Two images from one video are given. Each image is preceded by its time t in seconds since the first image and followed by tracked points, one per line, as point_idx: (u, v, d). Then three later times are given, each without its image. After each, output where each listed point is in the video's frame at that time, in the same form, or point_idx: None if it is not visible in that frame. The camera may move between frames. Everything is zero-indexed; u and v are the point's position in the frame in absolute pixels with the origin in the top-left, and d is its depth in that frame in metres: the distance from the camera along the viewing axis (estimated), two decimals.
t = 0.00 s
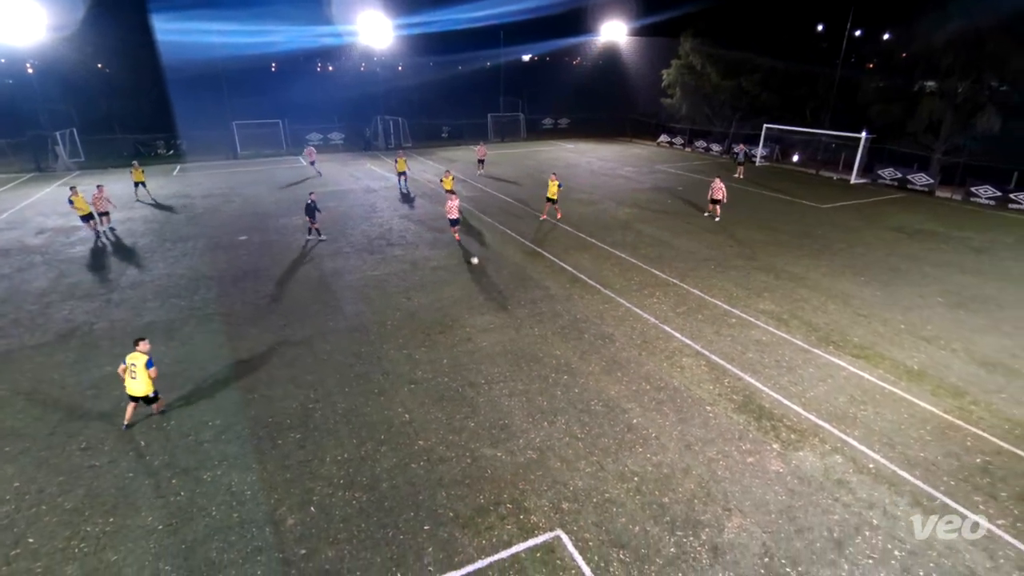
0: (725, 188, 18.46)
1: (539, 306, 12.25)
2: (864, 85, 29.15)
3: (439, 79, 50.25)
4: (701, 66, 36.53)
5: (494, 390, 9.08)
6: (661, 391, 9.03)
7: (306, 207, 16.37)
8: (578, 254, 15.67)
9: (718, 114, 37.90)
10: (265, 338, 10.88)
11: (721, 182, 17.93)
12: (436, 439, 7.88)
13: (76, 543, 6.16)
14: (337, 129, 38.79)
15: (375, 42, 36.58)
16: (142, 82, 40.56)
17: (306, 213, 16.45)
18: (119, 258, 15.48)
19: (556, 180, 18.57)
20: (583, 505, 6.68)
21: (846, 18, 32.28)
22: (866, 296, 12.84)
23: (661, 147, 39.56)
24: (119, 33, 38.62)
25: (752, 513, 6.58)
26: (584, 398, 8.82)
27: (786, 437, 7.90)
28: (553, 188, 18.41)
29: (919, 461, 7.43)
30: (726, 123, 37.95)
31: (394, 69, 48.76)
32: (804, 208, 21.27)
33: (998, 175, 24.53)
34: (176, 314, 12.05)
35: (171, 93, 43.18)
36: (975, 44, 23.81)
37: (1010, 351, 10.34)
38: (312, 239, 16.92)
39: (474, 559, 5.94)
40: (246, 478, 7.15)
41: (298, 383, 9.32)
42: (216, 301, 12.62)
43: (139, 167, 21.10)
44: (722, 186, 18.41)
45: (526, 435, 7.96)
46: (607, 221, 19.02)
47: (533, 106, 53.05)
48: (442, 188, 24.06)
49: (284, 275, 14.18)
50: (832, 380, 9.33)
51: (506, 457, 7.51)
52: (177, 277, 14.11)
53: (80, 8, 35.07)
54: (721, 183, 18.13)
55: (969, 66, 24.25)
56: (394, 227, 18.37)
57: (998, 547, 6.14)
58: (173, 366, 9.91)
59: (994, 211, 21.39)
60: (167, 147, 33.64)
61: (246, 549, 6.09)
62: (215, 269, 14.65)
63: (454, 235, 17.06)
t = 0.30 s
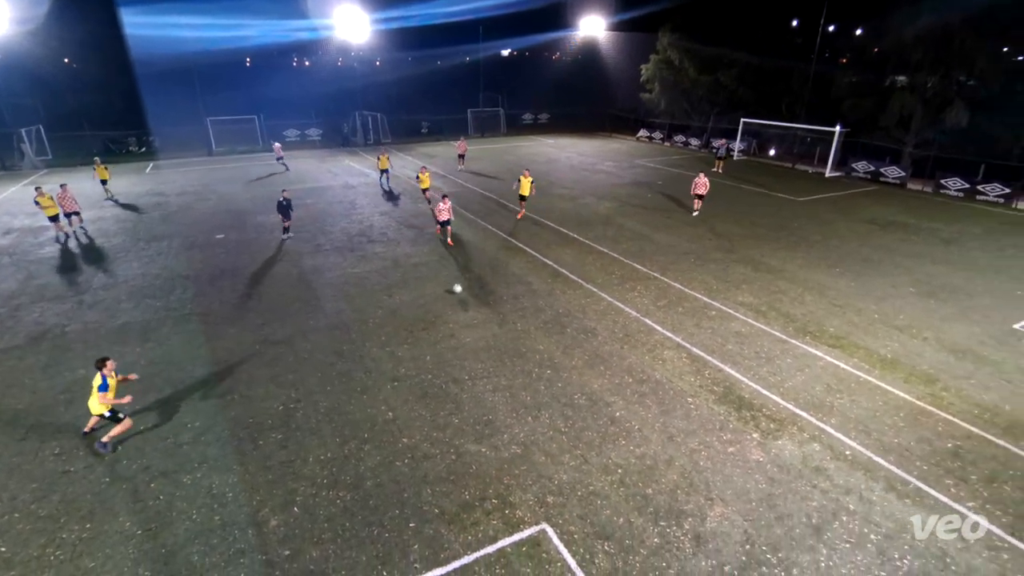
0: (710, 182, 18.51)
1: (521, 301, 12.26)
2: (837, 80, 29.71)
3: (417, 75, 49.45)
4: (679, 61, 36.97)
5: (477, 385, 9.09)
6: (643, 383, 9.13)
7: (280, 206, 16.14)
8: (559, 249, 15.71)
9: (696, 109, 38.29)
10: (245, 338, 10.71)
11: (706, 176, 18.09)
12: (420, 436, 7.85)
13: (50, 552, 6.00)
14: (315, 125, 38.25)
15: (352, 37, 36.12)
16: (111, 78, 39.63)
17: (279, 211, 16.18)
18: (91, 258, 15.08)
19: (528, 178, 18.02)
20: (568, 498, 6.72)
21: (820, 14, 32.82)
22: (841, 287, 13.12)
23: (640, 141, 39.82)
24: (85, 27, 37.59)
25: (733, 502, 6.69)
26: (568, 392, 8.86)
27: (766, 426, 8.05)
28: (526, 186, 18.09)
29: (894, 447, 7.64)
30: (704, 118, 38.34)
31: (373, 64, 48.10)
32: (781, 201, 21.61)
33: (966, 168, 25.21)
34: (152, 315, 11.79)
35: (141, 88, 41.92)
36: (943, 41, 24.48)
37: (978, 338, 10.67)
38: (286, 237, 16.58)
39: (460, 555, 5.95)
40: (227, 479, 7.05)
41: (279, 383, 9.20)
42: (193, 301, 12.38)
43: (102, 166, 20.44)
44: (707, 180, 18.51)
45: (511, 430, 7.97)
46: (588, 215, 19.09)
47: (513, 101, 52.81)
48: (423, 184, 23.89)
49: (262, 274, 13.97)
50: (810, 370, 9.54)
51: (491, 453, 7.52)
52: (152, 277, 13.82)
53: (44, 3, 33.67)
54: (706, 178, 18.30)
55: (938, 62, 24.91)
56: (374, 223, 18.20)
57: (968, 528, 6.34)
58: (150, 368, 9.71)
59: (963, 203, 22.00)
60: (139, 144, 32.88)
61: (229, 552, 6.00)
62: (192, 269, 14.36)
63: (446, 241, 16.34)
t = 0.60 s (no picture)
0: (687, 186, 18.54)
1: (498, 301, 12.26)
2: (803, 79, 30.46)
3: (389, 75, 49.26)
4: (650, 61, 37.54)
5: (456, 387, 9.05)
6: (620, 380, 9.22)
7: (244, 210, 15.48)
8: (535, 248, 15.74)
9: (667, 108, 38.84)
10: (216, 344, 10.48)
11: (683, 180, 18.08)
12: (399, 439, 7.78)
13: (14, 571, 5.78)
14: (285, 126, 37.65)
15: (322, 36, 35.79)
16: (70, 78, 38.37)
17: (243, 215, 15.51)
18: (51, 265, 14.55)
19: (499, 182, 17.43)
20: (548, 497, 6.75)
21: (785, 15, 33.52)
22: (809, 281, 13.45)
23: (613, 140, 40.27)
24: (40, 25, 36.16)
25: (711, 494, 6.80)
26: (546, 391, 8.90)
27: (740, 419, 8.21)
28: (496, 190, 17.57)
29: (862, 436, 7.86)
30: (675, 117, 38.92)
31: (344, 64, 47.44)
32: (751, 198, 22.06)
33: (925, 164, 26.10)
34: (118, 322, 11.44)
35: (101, 89, 40.43)
36: (902, 40, 25.23)
37: (940, 329, 11.05)
38: (254, 242, 16.14)
39: (440, 558, 5.91)
40: (200, 489, 6.88)
41: (253, 389, 9.02)
42: (161, 308, 12.05)
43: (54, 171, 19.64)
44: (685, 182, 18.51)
45: (490, 430, 7.97)
46: (562, 215, 19.18)
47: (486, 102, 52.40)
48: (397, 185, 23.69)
49: (233, 278, 13.67)
50: (781, 363, 9.76)
51: (470, 454, 7.50)
52: (117, 284, 13.40)
53: None
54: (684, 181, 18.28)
55: (897, 61, 25.71)
56: (348, 225, 17.99)
57: (934, 511, 6.57)
58: (117, 377, 9.42)
59: (923, 198, 22.78)
60: (100, 146, 31.98)
61: (203, 563, 5.87)
62: (159, 274, 13.98)
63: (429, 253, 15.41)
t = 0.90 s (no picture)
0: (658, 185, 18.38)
1: (471, 302, 12.22)
2: (763, 79, 31.27)
3: (354, 75, 47.45)
4: (615, 61, 38.24)
5: (429, 389, 8.98)
6: (594, 377, 9.32)
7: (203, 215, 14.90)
8: (506, 248, 15.75)
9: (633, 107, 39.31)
10: (181, 353, 10.17)
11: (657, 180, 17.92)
12: (373, 444, 7.68)
13: None
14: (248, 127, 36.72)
15: (285, 36, 35.26)
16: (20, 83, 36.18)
17: (202, 221, 14.93)
18: None
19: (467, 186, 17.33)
20: (525, 496, 6.77)
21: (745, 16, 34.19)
22: (773, 276, 13.82)
23: (581, 140, 40.70)
24: None
25: (684, 487, 6.92)
26: (520, 390, 8.92)
27: (711, 412, 8.37)
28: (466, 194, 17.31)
29: (827, 425, 8.12)
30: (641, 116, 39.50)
31: (307, 65, 45.72)
32: (717, 195, 22.52)
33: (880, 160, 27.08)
34: (74, 333, 10.98)
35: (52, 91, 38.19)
36: (856, 41, 26.23)
37: (897, 319, 11.50)
38: (218, 248, 15.58)
39: (418, 562, 5.86)
40: (166, 503, 6.66)
41: (220, 398, 8.78)
42: (120, 317, 11.62)
43: None
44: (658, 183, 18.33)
45: (465, 431, 7.94)
46: (533, 214, 19.23)
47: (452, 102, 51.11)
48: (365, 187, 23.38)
49: (196, 285, 13.27)
50: (749, 355, 10.01)
51: (446, 456, 7.45)
52: (72, 293, 12.86)
53: None
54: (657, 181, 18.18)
55: (852, 61, 26.67)
56: (315, 228, 17.68)
57: (895, 494, 6.83)
58: (75, 390, 9.06)
59: (879, 194, 23.65)
60: (52, 150, 30.67)
61: None
62: (117, 282, 13.47)
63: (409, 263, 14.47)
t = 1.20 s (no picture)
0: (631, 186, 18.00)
1: (440, 303, 12.16)
2: (722, 78, 31.94)
3: (314, 75, 47.39)
4: (579, 61, 38.86)
5: (400, 392, 8.89)
6: (565, 375, 9.38)
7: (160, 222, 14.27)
8: (474, 249, 15.72)
9: (597, 107, 39.93)
10: (139, 364, 9.80)
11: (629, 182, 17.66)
12: (344, 450, 7.55)
13: None
14: (205, 129, 35.59)
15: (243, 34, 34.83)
16: None
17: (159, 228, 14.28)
18: None
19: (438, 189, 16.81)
20: (500, 496, 6.77)
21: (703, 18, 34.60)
22: (736, 270, 14.18)
23: (547, 139, 40.96)
24: None
25: (656, 480, 7.04)
26: (492, 391, 8.91)
27: (680, 405, 8.54)
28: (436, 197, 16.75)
29: (790, 414, 8.37)
30: (606, 116, 40.02)
31: (266, 63, 45.22)
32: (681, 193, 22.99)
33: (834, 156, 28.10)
34: (23, 347, 10.46)
35: None
36: (809, 42, 26.96)
37: (853, 309, 11.95)
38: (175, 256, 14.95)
39: (393, 568, 5.79)
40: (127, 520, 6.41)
41: (182, 409, 8.50)
42: (73, 328, 11.13)
43: None
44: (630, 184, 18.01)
45: (438, 433, 7.88)
46: (500, 214, 19.26)
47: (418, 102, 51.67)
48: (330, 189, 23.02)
49: (154, 293, 12.81)
50: (714, 348, 10.26)
51: (419, 459, 7.39)
52: (19, 305, 12.24)
53: None
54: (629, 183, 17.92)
55: (806, 62, 27.41)
56: (279, 232, 17.29)
57: (855, 478, 7.10)
58: (25, 406, 8.63)
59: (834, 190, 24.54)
60: None
61: None
62: (68, 292, 12.88)
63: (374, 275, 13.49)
